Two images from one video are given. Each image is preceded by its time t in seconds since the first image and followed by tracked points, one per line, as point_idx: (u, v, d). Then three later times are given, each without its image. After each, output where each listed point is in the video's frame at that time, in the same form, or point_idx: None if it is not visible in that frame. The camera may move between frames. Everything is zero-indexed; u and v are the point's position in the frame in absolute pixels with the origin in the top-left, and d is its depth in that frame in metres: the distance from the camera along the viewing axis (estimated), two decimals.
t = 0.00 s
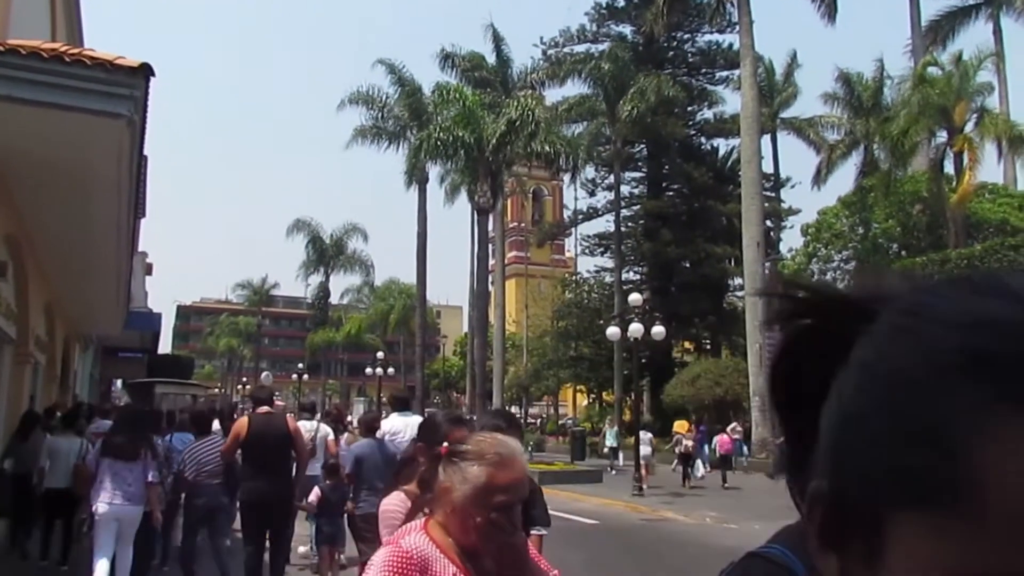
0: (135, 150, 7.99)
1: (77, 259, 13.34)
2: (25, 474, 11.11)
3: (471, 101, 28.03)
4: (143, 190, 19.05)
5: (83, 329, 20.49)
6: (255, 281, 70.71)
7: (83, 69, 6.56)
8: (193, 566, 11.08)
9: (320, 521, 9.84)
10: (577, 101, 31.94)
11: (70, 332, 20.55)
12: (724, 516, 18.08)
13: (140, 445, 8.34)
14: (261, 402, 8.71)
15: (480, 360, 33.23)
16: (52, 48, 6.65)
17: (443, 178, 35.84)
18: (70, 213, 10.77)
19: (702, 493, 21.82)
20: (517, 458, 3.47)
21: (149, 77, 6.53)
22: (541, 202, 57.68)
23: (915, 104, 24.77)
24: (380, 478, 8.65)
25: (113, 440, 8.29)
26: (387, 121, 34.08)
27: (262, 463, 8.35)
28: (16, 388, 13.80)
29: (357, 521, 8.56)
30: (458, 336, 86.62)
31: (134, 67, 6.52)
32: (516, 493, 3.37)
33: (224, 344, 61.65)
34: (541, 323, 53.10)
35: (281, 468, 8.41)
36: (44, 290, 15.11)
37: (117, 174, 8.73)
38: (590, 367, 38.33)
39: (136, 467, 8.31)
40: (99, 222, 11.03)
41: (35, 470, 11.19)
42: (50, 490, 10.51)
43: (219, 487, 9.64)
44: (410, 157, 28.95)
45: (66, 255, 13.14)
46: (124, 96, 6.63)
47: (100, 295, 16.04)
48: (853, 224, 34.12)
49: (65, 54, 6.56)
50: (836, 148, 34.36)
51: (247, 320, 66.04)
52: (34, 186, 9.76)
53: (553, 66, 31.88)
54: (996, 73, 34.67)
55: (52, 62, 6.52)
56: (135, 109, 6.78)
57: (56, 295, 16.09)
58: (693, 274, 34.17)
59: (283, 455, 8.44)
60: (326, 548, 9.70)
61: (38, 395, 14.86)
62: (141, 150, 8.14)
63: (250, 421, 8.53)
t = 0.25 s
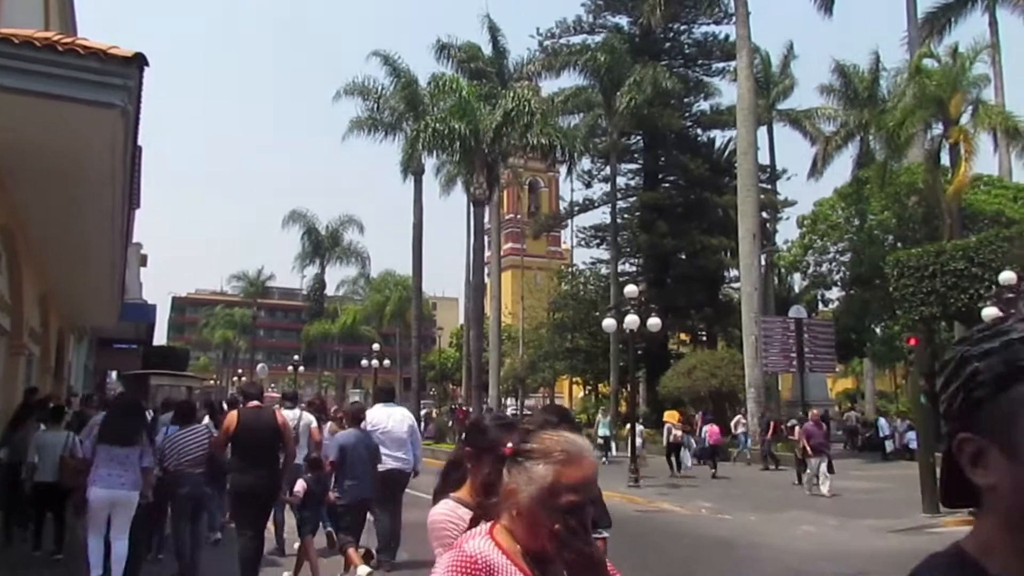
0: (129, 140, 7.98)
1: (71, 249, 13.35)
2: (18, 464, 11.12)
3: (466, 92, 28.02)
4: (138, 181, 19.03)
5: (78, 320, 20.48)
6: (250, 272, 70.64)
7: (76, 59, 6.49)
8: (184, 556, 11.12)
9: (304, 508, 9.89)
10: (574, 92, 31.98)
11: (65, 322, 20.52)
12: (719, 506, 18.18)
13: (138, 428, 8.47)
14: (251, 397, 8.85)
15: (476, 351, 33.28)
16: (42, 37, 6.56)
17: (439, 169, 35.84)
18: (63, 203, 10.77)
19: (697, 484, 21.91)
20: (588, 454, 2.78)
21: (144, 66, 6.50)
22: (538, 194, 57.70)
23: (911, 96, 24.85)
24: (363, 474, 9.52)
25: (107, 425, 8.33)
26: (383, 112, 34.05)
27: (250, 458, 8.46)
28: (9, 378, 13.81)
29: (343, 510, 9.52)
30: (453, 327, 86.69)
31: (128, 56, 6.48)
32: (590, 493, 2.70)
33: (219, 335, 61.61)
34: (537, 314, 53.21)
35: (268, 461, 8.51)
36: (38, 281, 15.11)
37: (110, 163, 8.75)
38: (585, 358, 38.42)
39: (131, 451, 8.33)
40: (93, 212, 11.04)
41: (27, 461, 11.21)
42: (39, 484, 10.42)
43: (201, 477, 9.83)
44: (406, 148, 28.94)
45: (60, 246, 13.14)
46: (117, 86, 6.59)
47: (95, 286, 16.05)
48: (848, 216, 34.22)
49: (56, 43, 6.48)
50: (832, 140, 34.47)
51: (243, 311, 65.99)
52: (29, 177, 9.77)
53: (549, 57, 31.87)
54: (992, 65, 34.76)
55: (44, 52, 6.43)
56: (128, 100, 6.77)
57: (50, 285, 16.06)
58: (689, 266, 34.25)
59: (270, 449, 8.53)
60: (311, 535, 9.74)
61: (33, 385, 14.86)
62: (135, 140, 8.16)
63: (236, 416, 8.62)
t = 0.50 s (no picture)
0: (118, 126, 7.89)
1: (59, 239, 13.25)
2: None
3: (460, 86, 28.02)
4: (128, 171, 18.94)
5: (66, 310, 20.38)
6: (242, 264, 70.51)
7: (66, 47, 6.08)
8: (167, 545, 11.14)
9: (279, 499, 9.84)
10: (568, 87, 32.03)
11: (52, 312, 20.41)
12: (709, 501, 18.29)
13: (118, 420, 8.38)
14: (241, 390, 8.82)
15: (467, 345, 33.33)
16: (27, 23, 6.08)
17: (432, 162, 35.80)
18: (51, 191, 10.66)
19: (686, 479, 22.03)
20: (693, 460, 2.18)
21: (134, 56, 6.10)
22: (530, 188, 57.74)
23: (904, 94, 24.97)
24: (344, 461, 9.50)
25: (90, 416, 8.31)
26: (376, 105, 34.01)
27: (237, 450, 8.48)
28: None
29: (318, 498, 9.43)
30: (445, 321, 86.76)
31: (119, 45, 6.10)
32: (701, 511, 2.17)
33: (210, 327, 61.50)
34: (529, 309, 53.26)
35: (256, 455, 8.54)
36: (26, 270, 15.01)
37: (99, 150, 8.66)
38: (577, 353, 38.49)
39: (114, 443, 8.32)
40: (81, 200, 10.94)
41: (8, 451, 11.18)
42: (19, 473, 10.44)
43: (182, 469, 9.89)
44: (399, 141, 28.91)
45: (48, 235, 13.04)
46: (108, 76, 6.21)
47: (83, 276, 15.96)
48: (840, 213, 34.43)
49: (45, 31, 6.05)
50: (825, 137, 34.64)
51: (234, 304, 65.89)
52: (18, 164, 9.68)
53: (543, 51, 31.87)
54: (984, 64, 34.97)
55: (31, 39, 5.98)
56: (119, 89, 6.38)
57: (39, 274, 15.95)
58: (681, 262, 34.34)
59: (258, 442, 8.54)
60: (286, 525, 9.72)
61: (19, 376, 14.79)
62: (125, 127, 8.08)
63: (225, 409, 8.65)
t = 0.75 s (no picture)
0: (99, 114, 7.82)
1: (38, 231, 13.12)
2: None
3: (445, 82, 28.06)
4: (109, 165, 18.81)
5: (45, 305, 20.23)
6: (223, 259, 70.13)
7: (43, 37, 5.81)
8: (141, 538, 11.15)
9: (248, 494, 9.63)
10: (552, 85, 32.15)
11: (31, 307, 20.23)
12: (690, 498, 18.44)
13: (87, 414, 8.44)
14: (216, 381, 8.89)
15: (450, 342, 33.36)
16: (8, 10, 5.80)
17: (416, 159, 35.81)
18: (30, 183, 10.55)
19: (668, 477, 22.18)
20: (783, 466, 2.17)
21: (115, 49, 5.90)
22: (515, 186, 57.85)
23: (886, 96, 25.25)
24: (310, 458, 9.66)
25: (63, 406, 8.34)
26: (361, 101, 34.01)
27: (214, 443, 8.56)
28: None
29: (282, 496, 9.60)
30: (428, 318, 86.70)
31: (100, 39, 5.87)
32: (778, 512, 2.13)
33: (191, 322, 61.15)
34: (513, 306, 53.35)
35: (232, 446, 8.65)
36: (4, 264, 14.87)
37: (79, 138, 8.58)
38: (559, 351, 38.61)
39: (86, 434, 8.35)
40: (60, 192, 10.84)
41: None
42: None
43: (157, 463, 10.10)
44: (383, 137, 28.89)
45: (27, 227, 12.91)
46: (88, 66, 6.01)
47: (62, 269, 15.82)
48: (821, 213, 34.74)
49: (24, 19, 5.76)
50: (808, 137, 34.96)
51: (216, 299, 65.57)
52: None
53: (528, 48, 31.94)
54: (964, 67, 35.39)
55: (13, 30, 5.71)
56: (98, 79, 6.19)
57: (18, 267, 15.81)
58: (664, 260, 34.54)
59: (234, 433, 8.63)
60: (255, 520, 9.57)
61: None
62: (106, 115, 8.00)
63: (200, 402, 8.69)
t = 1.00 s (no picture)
0: (74, 109, 7.78)
1: (12, 228, 13.02)
2: None
3: (425, 81, 28.04)
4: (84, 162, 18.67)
5: (19, 304, 20.03)
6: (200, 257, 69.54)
7: (17, 30, 5.95)
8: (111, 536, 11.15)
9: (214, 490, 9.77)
10: (533, 85, 32.30)
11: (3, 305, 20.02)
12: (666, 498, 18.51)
13: (57, 410, 8.36)
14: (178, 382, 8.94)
15: (428, 341, 33.31)
16: None
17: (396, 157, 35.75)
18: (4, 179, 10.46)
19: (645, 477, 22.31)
20: (813, 492, 2.32)
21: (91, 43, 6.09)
22: (495, 185, 57.88)
23: (863, 100, 25.56)
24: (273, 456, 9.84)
25: (28, 405, 8.29)
26: (341, 99, 33.91)
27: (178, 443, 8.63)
28: None
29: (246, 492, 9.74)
30: (408, 318, 86.48)
31: (72, 32, 6.05)
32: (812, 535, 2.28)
33: (168, 320, 60.66)
34: (491, 306, 53.37)
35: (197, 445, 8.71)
36: None
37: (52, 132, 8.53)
38: (538, 351, 38.69)
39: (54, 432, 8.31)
40: (35, 189, 10.77)
41: None
42: None
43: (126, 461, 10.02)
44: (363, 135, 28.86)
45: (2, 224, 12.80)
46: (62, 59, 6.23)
47: (35, 267, 15.67)
48: (798, 215, 35.09)
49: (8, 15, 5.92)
50: (786, 140, 35.32)
51: (192, 297, 65.04)
52: None
53: (508, 48, 32.04)
54: (940, 71, 35.86)
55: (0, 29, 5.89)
56: (73, 73, 6.37)
57: None
58: (643, 261, 34.73)
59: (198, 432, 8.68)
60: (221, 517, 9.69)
61: None
62: (81, 109, 7.96)
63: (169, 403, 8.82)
